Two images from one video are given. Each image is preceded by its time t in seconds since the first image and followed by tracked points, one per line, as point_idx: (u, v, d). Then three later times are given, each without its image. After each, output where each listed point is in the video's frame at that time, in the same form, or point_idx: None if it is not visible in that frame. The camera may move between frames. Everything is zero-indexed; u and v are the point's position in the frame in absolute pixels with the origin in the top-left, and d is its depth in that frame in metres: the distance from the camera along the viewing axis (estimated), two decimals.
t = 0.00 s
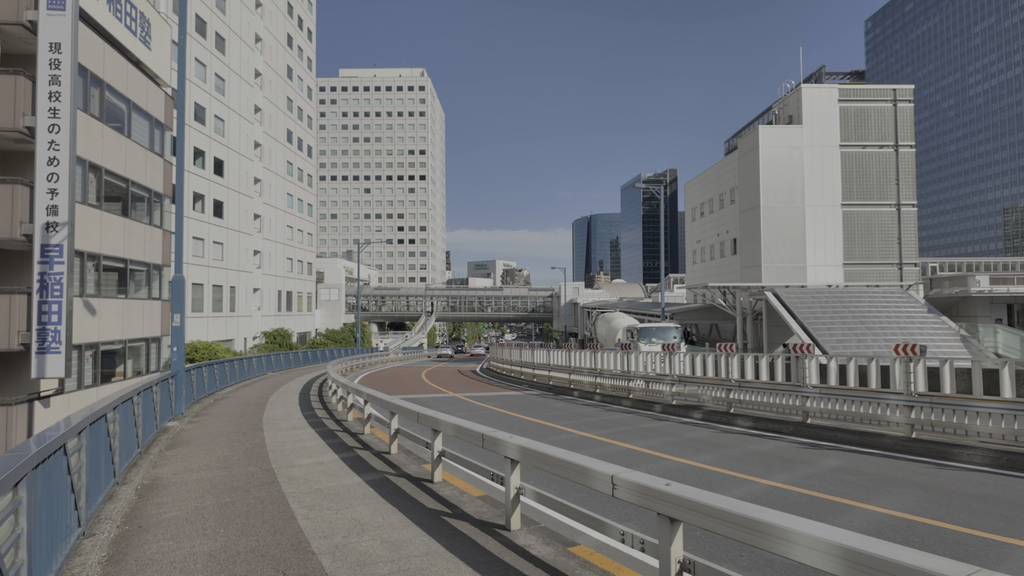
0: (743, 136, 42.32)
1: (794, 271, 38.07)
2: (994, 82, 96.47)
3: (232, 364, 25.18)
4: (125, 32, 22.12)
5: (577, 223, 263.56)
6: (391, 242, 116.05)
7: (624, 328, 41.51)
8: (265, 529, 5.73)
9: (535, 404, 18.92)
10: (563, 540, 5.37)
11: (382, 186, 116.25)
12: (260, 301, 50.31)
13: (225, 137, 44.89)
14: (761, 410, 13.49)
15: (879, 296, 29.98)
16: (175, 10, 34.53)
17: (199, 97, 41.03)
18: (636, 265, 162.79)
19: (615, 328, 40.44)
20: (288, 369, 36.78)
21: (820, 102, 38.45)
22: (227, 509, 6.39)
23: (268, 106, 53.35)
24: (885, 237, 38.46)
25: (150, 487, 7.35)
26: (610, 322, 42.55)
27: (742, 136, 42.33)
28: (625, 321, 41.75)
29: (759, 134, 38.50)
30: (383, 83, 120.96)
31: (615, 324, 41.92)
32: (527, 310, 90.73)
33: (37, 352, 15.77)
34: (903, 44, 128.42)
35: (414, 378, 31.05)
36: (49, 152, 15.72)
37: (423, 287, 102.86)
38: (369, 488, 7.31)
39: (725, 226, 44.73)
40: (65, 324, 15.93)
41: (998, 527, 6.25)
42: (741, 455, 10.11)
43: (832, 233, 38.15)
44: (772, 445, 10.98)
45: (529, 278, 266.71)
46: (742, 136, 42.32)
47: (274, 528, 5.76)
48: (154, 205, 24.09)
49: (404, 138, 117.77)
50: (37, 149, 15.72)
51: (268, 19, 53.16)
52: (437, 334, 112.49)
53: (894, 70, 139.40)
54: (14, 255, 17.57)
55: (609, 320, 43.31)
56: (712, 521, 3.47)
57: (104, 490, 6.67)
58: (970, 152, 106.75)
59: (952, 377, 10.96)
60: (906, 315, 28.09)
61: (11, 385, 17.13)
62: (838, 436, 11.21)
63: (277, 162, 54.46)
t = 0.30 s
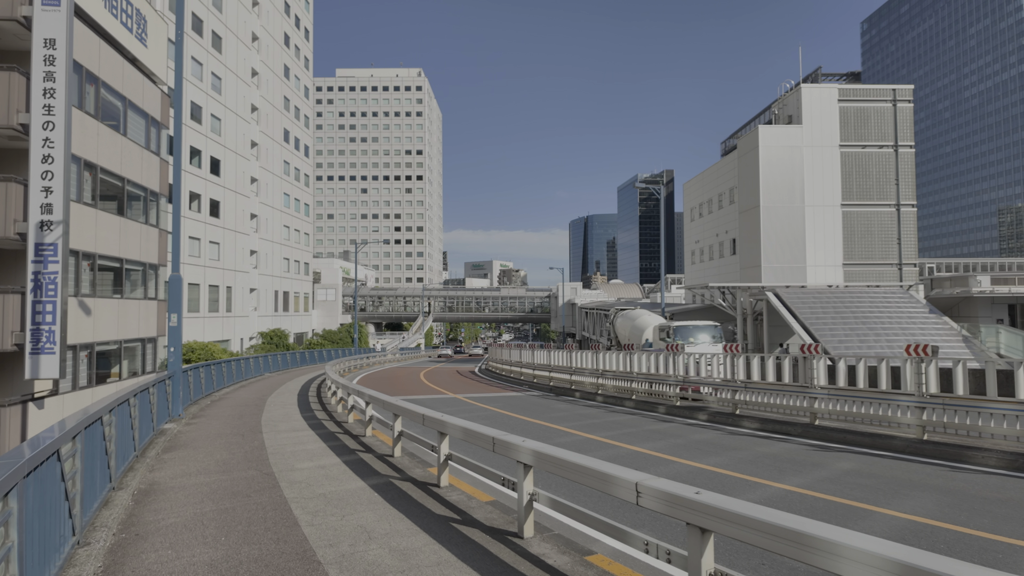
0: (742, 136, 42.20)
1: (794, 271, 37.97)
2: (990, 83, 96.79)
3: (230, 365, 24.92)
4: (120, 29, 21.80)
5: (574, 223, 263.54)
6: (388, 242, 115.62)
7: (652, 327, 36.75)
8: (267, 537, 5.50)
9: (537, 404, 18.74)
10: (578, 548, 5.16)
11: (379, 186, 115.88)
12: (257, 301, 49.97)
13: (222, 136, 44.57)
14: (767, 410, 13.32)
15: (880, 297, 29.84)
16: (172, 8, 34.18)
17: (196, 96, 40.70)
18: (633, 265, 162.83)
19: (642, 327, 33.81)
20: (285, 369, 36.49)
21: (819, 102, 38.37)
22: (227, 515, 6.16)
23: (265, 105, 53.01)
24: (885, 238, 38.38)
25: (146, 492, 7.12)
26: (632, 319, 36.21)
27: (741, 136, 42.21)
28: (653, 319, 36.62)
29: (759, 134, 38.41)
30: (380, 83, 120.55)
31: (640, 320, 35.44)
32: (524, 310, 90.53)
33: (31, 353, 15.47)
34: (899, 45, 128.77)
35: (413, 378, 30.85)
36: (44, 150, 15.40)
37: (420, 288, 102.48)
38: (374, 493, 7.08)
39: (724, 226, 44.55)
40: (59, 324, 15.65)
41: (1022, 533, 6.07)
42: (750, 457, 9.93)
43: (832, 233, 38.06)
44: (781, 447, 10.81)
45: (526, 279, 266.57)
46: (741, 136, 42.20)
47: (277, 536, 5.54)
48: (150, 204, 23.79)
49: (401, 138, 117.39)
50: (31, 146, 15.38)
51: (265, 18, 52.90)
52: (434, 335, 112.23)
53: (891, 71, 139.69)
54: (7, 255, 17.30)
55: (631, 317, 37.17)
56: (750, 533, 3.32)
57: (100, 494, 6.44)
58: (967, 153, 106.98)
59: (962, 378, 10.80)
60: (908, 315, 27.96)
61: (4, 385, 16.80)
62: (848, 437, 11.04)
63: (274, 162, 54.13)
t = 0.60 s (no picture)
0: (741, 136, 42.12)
1: (793, 271, 37.91)
2: (986, 85, 97.07)
3: (227, 365, 24.71)
4: (116, 26, 21.50)
5: (570, 225, 263.63)
6: (385, 243, 115.34)
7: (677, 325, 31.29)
8: (270, 542, 5.30)
9: (538, 405, 18.57)
10: (594, 553, 4.98)
11: (375, 186, 115.51)
12: (253, 302, 49.65)
13: (218, 136, 44.28)
14: (774, 411, 13.16)
15: (880, 296, 29.79)
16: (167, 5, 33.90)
17: (192, 95, 40.41)
18: (629, 266, 162.91)
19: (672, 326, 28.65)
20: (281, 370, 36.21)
21: (818, 102, 38.31)
22: (227, 520, 5.94)
23: (261, 104, 52.68)
24: (883, 238, 38.38)
25: (143, 495, 6.90)
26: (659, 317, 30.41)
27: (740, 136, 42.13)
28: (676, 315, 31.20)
29: (758, 134, 38.28)
30: (376, 83, 120.21)
31: (669, 316, 29.18)
32: (521, 311, 90.37)
33: (24, 354, 15.18)
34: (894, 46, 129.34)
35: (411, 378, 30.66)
36: (38, 147, 15.11)
37: (416, 288, 102.22)
38: (379, 496, 6.89)
39: (723, 226, 44.45)
40: (53, 324, 15.38)
41: None
42: (760, 458, 9.76)
43: (831, 233, 38.02)
44: (790, 448, 10.64)
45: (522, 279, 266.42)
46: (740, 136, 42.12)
47: (280, 541, 5.33)
48: (146, 203, 23.53)
49: (398, 138, 117.07)
50: (25, 143, 15.10)
51: (261, 17, 52.62)
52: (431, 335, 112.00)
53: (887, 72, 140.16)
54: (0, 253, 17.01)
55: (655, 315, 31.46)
56: (789, 539, 3.14)
57: (96, 497, 6.23)
58: (963, 155, 107.29)
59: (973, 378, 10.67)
60: (909, 315, 27.91)
61: None
62: (857, 438, 10.91)
63: (270, 161, 53.82)
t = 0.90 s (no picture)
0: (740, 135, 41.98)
1: (793, 270, 37.75)
2: (982, 85, 97.29)
3: (223, 365, 24.48)
4: (110, 21, 21.11)
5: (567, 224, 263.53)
6: (382, 242, 115.00)
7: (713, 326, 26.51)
8: (272, 551, 5.06)
9: (540, 405, 18.35)
10: (613, 563, 4.74)
11: (372, 185, 115.11)
12: (249, 301, 49.31)
13: (214, 134, 43.92)
14: (781, 411, 12.97)
15: (881, 295, 29.68)
16: (163, 2, 33.59)
17: (188, 93, 40.04)
18: (626, 265, 162.80)
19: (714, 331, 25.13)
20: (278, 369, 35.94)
21: (817, 100, 38.17)
22: (226, 526, 5.70)
23: (257, 102, 52.30)
24: (883, 237, 38.35)
25: (139, 500, 6.64)
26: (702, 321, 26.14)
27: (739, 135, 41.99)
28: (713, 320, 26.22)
29: (758, 133, 38.04)
30: (373, 81, 119.77)
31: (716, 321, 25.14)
32: (519, 310, 90.21)
33: (17, 353, 14.88)
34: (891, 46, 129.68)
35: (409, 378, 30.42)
36: (31, 143, 14.80)
37: (413, 287, 101.98)
38: (383, 501, 6.64)
39: (721, 225, 44.30)
40: (46, 323, 15.08)
41: None
42: (771, 459, 9.55)
43: (830, 232, 37.90)
44: (800, 449, 10.45)
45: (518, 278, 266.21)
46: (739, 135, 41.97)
47: (282, 550, 5.08)
48: (141, 201, 23.18)
49: (395, 137, 116.71)
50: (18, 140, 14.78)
51: (257, 15, 52.24)
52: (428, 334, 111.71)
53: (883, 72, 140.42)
54: None
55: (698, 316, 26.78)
56: (836, 554, 2.91)
57: (89, 503, 5.98)
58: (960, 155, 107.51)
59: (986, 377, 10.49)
60: (910, 314, 27.82)
61: None
62: (868, 439, 10.72)
63: (266, 160, 53.46)
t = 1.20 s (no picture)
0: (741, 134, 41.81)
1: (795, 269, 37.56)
2: (979, 85, 97.44)
3: (223, 364, 24.31)
4: (108, 17, 20.78)
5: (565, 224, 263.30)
6: (380, 241, 114.64)
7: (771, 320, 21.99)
8: (280, 560, 4.82)
9: (544, 405, 18.13)
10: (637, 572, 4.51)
11: (371, 185, 114.79)
12: (247, 300, 49.01)
13: (213, 132, 43.58)
14: (791, 412, 12.76)
15: (885, 295, 29.50)
16: None
17: (186, 91, 39.74)
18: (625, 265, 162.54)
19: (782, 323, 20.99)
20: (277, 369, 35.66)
21: (819, 99, 37.99)
22: (230, 534, 5.46)
23: (256, 101, 51.98)
24: (885, 236, 38.19)
25: (138, 506, 6.40)
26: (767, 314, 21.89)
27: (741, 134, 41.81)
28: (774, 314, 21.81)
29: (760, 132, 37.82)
30: (372, 81, 119.43)
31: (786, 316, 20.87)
32: (517, 310, 90.00)
33: (13, 353, 14.57)
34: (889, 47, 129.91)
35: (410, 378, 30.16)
36: (27, 140, 14.52)
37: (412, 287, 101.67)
38: (392, 506, 6.41)
39: (723, 224, 44.09)
40: (43, 322, 14.77)
41: None
42: (785, 462, 9.33)
43: (832, 232, 37.73)
44: (815, 451, 10.23)
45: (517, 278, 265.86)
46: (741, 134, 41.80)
47: (290, 560, 4.83)
48: (139, 199, 22.89)
49: (393, 136, 116.39)
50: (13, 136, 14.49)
51: (256, 13, 52.00)
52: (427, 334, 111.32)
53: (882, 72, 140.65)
54: None
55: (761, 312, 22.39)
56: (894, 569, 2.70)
57: (86, 509, 5.72)
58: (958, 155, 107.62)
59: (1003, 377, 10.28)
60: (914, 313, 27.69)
61: None
62: (883, 441, 10.50)
63: (265, 159, 53.18)
